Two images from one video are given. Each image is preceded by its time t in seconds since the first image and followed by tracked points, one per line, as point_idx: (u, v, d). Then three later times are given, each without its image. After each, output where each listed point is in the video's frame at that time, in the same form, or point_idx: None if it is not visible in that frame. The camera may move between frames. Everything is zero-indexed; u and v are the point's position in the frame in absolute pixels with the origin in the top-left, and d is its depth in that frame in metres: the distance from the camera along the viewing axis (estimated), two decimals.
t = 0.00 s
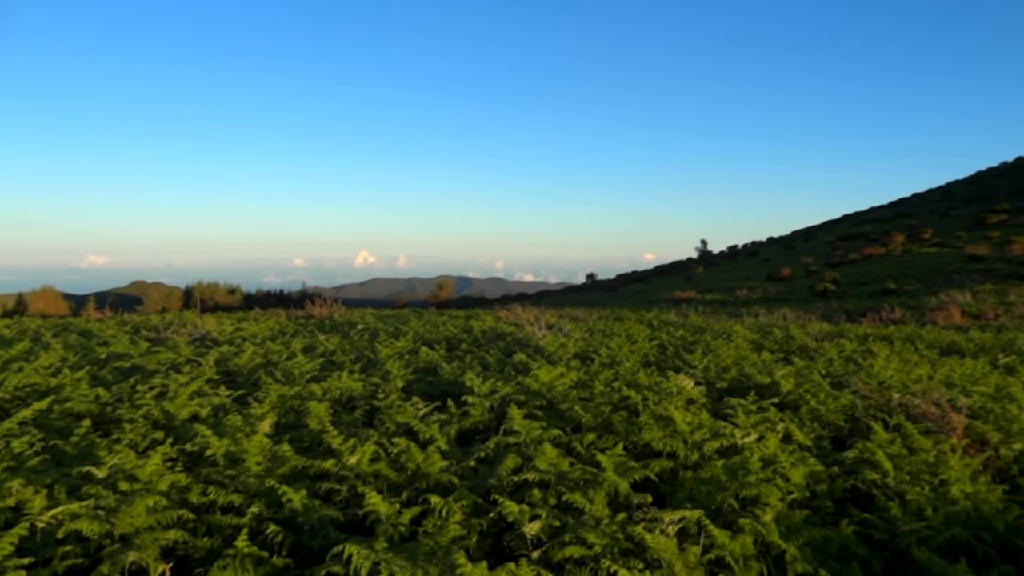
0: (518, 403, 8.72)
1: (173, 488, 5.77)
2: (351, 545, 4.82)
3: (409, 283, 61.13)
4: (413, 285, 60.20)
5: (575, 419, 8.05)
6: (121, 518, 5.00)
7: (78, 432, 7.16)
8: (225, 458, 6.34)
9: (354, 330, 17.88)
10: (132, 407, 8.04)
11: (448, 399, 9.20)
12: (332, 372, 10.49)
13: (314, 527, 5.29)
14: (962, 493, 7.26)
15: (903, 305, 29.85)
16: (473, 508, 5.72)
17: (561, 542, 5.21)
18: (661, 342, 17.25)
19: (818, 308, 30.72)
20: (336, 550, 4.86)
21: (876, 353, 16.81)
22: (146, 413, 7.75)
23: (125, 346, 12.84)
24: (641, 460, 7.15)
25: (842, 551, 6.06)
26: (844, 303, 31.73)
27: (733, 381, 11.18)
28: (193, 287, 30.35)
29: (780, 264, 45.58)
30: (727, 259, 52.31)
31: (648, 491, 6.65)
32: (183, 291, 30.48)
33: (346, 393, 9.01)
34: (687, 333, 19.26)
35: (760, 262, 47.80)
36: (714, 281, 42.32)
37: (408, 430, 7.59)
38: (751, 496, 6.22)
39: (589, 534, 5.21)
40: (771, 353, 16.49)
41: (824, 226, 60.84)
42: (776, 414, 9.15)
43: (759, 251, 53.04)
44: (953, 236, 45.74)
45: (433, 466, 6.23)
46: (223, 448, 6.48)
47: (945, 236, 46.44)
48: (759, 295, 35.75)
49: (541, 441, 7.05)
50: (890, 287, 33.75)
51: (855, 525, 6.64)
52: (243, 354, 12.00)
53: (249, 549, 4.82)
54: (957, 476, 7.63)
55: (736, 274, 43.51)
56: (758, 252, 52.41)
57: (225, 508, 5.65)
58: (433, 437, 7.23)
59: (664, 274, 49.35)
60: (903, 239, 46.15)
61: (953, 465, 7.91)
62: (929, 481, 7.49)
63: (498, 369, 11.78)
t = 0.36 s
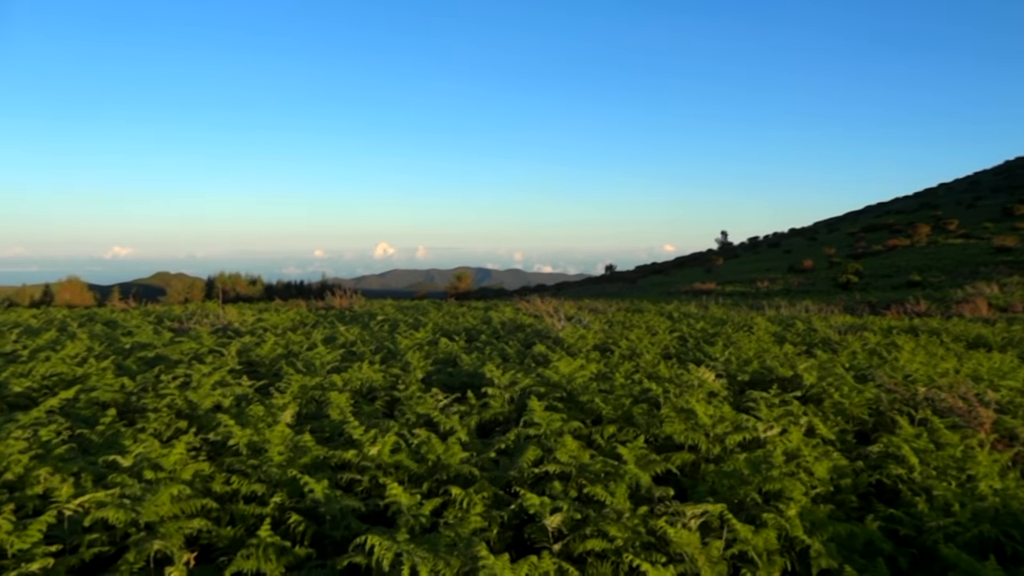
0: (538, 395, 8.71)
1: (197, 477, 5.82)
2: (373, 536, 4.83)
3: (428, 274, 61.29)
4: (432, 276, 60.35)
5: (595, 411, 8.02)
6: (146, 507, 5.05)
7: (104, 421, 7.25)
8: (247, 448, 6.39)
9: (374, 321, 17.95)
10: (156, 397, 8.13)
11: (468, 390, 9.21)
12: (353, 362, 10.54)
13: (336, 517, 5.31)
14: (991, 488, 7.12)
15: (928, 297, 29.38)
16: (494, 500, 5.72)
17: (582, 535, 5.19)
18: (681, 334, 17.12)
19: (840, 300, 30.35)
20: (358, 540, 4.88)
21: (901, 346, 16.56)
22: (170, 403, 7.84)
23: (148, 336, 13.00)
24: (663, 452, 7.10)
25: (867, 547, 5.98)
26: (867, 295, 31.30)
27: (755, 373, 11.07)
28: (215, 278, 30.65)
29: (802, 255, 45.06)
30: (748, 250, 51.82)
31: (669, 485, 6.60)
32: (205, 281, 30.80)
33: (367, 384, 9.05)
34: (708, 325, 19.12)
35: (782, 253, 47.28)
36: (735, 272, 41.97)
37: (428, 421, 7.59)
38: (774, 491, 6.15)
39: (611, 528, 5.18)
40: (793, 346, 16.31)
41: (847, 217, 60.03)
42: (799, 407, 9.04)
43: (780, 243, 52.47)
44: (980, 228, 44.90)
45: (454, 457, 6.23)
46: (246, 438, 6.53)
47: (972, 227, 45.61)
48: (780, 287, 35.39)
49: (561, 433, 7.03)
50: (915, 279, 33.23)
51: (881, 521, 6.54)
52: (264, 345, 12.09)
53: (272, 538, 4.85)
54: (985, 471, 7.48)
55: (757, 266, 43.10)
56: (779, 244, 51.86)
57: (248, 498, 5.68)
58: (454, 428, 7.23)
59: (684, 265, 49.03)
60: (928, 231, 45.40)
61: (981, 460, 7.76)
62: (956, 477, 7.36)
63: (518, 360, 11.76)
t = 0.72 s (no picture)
0: (562, 388, 8.69)
1: (225, 466, 5.88)
2: (399, 527, 4.84)
3: (450, 267, 61.47)
4: (454, 269, 60.53)
5: (619, 405, 7.98)
6: (176, 495, 5.12)
7: (134, 410, 7.36)
8: (274, 438, 6.45)
9: (397, 314, 18.04)
10: (184, 387, 8.24)
11: (491, 383, 9.22)
12: (377, 354, 10.59)
13: (362, 508, 5.33)
14: None
15: (958, 292, 28.83)
16: (519, 493, 5.72)
17: (607, 528, 5.17)
18: (704, 328, 16.99)
19: (867, 294, 29.92)
20: (384, 531, 4.89)
21: (930, 342, 16.28)
22: (197, 393, 7.94)
23: (176, 327, 13.16)
24: (688, 446, 7.04)
25: (897, 545, 5.89)
26: (894, 289, 30.81)
27: (781, 368, 10.94)
28: (240, 271, 30.99)
29: (827, 249, 44.47)
30: (773, 244, 51.26)
31: (695, 479, 6.55)
32: (230, 274, 31.14)
33: (391, 376, 9.09)
34: (732, 319, 18.94)
35: (807, 247, 46.66)
36: (759, 266, 41.55)
37: (452, 413, 7.61)
38: (801, 487, 6.08)
39: (637, 522, 5.16)
40: (819, 340, 16.11)
41: (874, 210, 59.09)
42: (826, 403, 8.92)
43: (806, 236, 51.82)
44: (1012, 221, 43.95)
45: (478, 450, 6.24)
46: (273, 428, 6.59)
47: (1004, 220, 44.65)
48: (805, 281, 34.95)
49: (586, 427, 7.00)
50: (944, 273, 32.63)
51: (911, 518, 6.43)
52: (289, 336, 12.20)
53: (299, 528, 4.88)
54: (1018, 469, 7.32)
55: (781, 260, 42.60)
56: (804, 237, 51.21)
57: (275, 487, 5.74)
58: (478, 421, 7.24)
59: (707, 259, 48.61)
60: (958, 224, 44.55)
61: (1014, 458, 7.59)
62: (988, 474, 7.21)
63: (541, 353, 11.74)
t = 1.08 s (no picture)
0: (585, 387, 8.66)
1: (252, 462, 5.94)
2: (424, 525, 4.86)
3: (472, 265, 61.56)
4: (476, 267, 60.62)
5: (643, 404, 7.94)
6: (204, 490, 5.18)
7: (163, 405, 7.46)
8: (299, 435, 6.51)
9: (420, 311, 18.10)
10: (211, 383, 8.34)
11: (514, 381, 9.21)
12: (400, 352, 10.64)
13: (387, 505, 5.36)
14: None
15: (989, 292, 28.25)
16: (543, 492, 5.71)
17: (632, 528, 5.15)
18: (729, 327, 16.82)
19: (894, 294, 29.43)
20: (409, 528, 4.91)
21: (960, 343, 15.97)
22: (224, 389, 8.03)
23: (203, 324, 13.32)
24: (713, 447, 6.98)
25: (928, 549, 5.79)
26: (923, 289, 30.28)
27: (807, 368, 10.81)
28: (265, 269, 31.29)
29: (854, 248, 43.82)
30: (798, 242, 50.66)
31: (720, 480, 6.49)
32: (255, 271, 31.46)
33: (414, 373, 9.12)
34: (757, 318, 18.74)
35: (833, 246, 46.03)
36: (784, 265, 41.09)
37: (475, 411, 7.62)
38: (829, 489, 6.00)
39: (662, 522, 5.12)
40: (845, 340, 15.88)
41: (902, 208, 58.06)
42: (854, 404, 8.79)
43: (832, 235, 51.13)
44: None
45: (502, 448, 6.24)
46: (298, 425, 6.65)
47: None
48: (831, 280, 34.48)
49: (610, 426, 6.97)
50: (974, 273, 32.00)
51: (942, 522, 6.32)
52: (313, 333, 12.30)
53: (325, 524, 4.92)
54: None
55: (807, 259, 42.07)
56: (831, 236, 50.53)
57: (301, 483, 5.79)
58: (501, 419, 7.24)
59: (731, 258, 48.17)
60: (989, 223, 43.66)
61: None
62: (1021, 478, 7.06)
63: (563, 352, 11.71)
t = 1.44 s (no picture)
0: (609, 388, 8.62)
1: (278, 460, 6.00)
2: (448, 526, 4.87)
3: (494, 266, 61.62)
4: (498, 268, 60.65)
5: (667, 406, 7.89)
6: (232, 487, 5.25)
7: (191, 403, 7.57)
8: (325, 433, 6.56)
9: (442, 312, 18.17)
10: (238, 381, 8.44)
11: (537, 382, 9.20)
12: (424, 352, 10.68)
13: (412, 504, 5.39)
14: None
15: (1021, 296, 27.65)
16: (566, 493, 5.70)
17: (657, 531, 5.12)
18: (753, 330, 16.67)
19: (923, 297, 28.92)
20: (433, 529, 4.92)
21: (991, 347, 15.65)
22: (251, 388, 8.12)
23: (229, 323, 13.49)
24: (738, 450, 6.92)
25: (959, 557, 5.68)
26: (952, 292, 29.73)
27: (834, 372, 10.66)
28: (289, 269, 31.58)
29: (881, 250, 43.15)
30: (823, 244, 50.02)
31: (746, 484, 6.43)
32: (279, 270, 31.78)
33: (438, 374, 9.15)
34: (782, 321, 18.55)
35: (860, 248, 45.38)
36: (809, 267, 40.62)
37: (499, 411, 7.63)
38: (857, 495, 5.93)
39: (687, 526, 5.09)
40: (873, 344, 15.64)
41: (931, 210, 57.08)
42: (882, 408, 8.66)
43: (858, 237, 50.41)
44: None
45: (526, 448, 6.25)
46: (323, 424, 6.70)
47: None
48: (857, 283, 34.00)
49: (634, 428, 6.94)
50: (1006, 275, 31.34)
51: (974, 530, 6.20)
52: (338, 333, 12.40)
53: (351, 523, 4.96)
54: None
55: (833, 261, 41.54)
56: (857, 238, 49.83)
57: (326, 482, 5.83)
58: (525, 420, 7.25)
59: (755, 259, 47.74)
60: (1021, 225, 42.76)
61: None
62: None
63: (586, 353, 11.68)
